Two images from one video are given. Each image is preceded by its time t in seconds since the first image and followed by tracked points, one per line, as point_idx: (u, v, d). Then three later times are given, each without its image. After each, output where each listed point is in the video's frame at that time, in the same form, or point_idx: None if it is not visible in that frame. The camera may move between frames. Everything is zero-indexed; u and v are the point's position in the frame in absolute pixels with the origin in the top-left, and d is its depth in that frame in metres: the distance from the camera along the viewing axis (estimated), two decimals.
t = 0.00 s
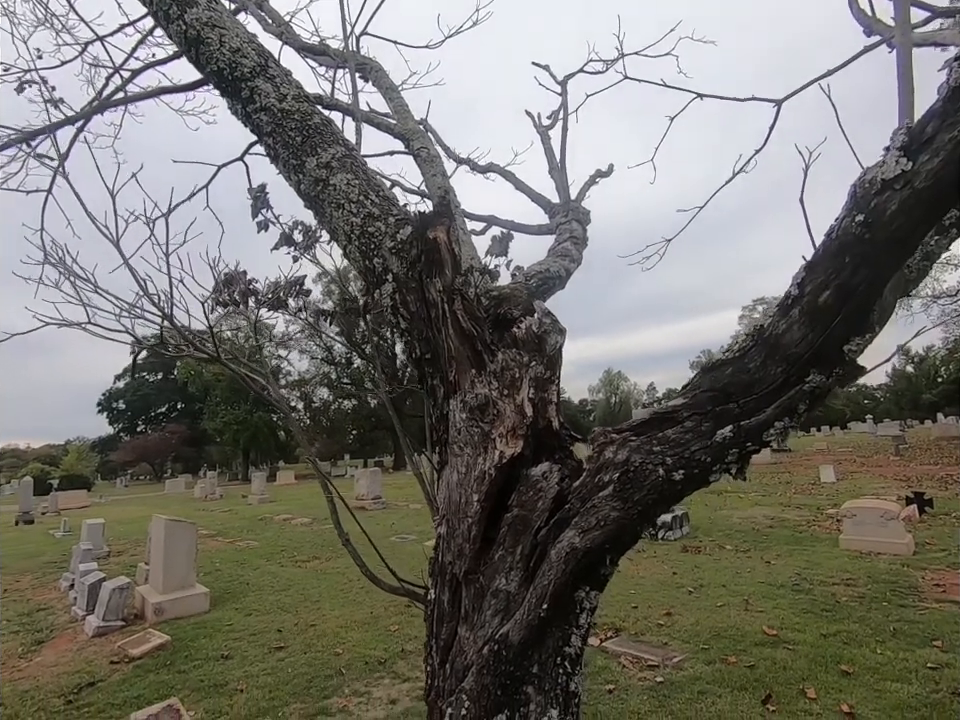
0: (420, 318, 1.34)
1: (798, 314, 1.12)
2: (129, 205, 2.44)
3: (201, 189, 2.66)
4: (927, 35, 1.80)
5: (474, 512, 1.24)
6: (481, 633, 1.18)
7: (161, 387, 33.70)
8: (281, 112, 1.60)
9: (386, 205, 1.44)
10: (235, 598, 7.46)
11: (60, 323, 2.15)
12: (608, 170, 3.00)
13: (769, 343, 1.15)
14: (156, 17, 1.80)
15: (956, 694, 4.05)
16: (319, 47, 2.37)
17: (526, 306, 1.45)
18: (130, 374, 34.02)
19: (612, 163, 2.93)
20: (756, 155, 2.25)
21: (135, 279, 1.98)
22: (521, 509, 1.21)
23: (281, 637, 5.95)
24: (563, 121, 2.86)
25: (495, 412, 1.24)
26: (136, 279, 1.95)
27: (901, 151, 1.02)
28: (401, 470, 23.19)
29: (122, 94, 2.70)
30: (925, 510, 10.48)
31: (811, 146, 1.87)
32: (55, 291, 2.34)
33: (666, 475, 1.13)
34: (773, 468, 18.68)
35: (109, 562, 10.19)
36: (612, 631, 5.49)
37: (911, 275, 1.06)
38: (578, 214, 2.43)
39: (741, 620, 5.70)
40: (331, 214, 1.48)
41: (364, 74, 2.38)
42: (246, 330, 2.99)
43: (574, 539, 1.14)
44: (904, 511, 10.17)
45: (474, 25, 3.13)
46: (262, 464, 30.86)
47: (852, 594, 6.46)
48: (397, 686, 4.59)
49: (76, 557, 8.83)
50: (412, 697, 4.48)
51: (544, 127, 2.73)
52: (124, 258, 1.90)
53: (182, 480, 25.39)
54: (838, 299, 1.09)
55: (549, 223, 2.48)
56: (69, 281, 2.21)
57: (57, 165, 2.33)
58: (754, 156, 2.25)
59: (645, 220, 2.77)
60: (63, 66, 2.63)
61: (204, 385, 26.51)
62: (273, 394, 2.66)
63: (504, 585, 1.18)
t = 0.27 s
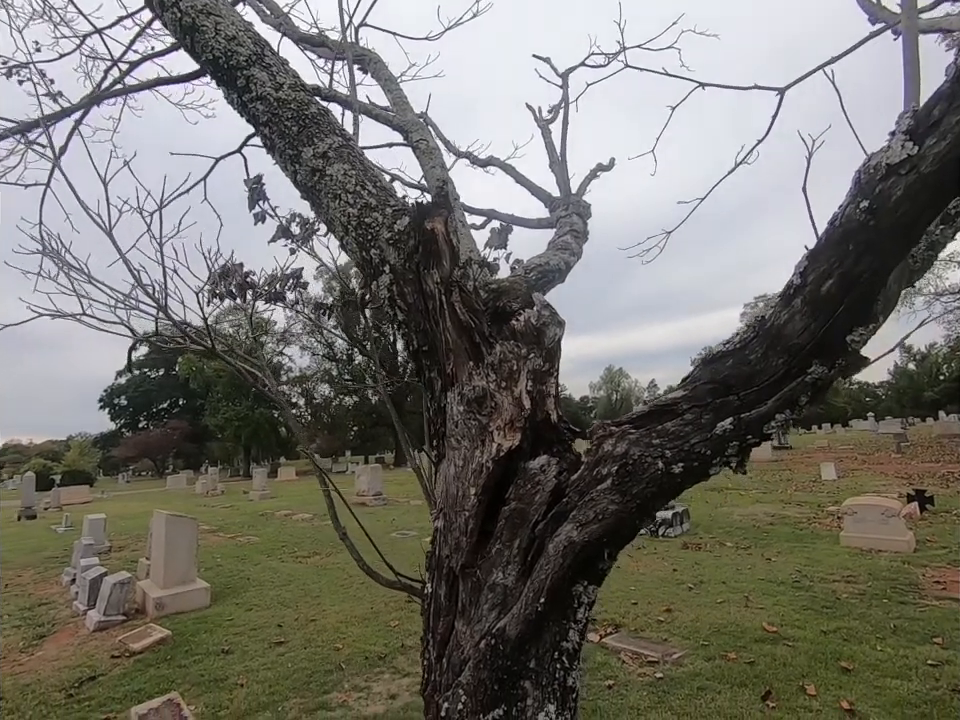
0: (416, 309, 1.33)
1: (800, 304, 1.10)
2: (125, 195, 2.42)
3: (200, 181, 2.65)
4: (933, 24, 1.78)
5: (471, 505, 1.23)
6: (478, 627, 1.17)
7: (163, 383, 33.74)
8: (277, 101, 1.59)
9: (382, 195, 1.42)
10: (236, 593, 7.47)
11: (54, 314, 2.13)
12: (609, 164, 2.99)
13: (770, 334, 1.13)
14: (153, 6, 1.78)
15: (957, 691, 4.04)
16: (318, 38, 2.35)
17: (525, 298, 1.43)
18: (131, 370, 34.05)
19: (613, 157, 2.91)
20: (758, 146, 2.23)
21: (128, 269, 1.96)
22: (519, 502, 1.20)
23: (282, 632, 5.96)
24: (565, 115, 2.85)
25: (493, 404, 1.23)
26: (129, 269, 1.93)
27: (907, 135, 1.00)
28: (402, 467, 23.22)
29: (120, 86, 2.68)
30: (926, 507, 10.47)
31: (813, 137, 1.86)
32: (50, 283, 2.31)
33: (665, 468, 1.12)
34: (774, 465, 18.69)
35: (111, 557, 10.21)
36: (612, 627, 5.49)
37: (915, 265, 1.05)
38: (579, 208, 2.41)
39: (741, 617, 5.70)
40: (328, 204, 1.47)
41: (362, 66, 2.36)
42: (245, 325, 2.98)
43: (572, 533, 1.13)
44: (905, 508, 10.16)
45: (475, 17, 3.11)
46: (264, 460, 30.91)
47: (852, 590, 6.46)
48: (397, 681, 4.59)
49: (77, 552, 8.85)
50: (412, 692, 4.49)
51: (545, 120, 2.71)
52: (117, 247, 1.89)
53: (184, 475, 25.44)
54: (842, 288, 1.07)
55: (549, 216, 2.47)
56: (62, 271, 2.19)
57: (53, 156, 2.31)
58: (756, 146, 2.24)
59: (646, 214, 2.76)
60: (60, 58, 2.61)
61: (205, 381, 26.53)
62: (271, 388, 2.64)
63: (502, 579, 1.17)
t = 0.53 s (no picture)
0: (412, 300, 1.30)
1: (801, 295, 1.08)
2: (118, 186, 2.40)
3: (196, 174, 2.63)
4: (937, 11, 1.75)
5: (466, 500, 1.22)
6: (473, 622, 1.16)
7: (162, 379, 33.74)
8: (272, 91, 1.58)
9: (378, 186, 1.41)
10: (235, 589, 7.47)
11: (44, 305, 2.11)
12: (609, 159, 2.97)
13: (770, 326, 1.12)
14: None
15: (954, 689, 4.04)
16: (315, 29, 2.33)
17: (522, 291, 1.42)
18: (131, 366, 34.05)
19: (613, 152, 2.89)
20: (759, 136, 2.20)
21: (119, 259, 1.94)
22: (515, 497, 1.18)
23: (280, 627, 5.96)
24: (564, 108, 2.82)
25: (489, 398, 1.22)
26: (118, 258, 1.91)
27: (911, 121, 0.98)
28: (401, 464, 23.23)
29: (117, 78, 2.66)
30: (925, 506, 10.47)
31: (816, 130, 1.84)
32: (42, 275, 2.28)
33: (662, 462, 1.11)
34: (773, 463, 18.73)
35: (110, 553, 10.21)
36: (610, 624, 5.48)
37: (919, 256, 1.03)
38: (578, 202, 2.39)
39: (739, 614, 5.70)
40: (324, 196, 1.47)
41: (360, 58, 2.35)
42: (241, 320, 2.96)
43: (568, 528, 1.12)
44: (903, 506, 10.17)
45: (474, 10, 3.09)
46: (263, 457, 30.93)
47: (850, 588, 6.46)
48: (394, 677, 4.59)
49: (76, 548, 8.85)
50: (410, 688, 4.48)
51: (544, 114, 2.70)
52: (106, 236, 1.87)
53: (184, 471, 25.45)
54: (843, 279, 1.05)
55: (548, 211, 2.45)
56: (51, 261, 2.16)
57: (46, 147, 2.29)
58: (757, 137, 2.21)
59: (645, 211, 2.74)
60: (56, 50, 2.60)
61: (204, 377, 26.51)
62: (267, 384, 2.61)
63: (497, 574, 1.16)
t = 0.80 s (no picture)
0: (407, 291, 1.29)
1: (802, 285, 1.07)
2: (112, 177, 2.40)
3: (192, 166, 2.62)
4: None
5: (461, 493, 1.21)
6: (468, 617, 1.15)
7: (162, 376, 33.73)
8: (267, 79, 1.57)
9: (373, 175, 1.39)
10: (233, 585, 7.46)
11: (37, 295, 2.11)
12: (609, 153, 2.95)
13: (771, 317, 1.10)
14: None
15: (951, 686, 4.04)
16: (312, 20, 2.31)
17: (519, 283, 1.41)
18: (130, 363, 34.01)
19: (613, 146, 2.88)
20: (760, 126, 2.18)
21: (111, 249, 1.93)
22: (511, 490, 1.17)
23: (278, 623, 5.95)
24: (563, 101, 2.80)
25: (486, 390, 1.21)
26: (110, 248, 1.90)
27: (916, 104, 0.97)
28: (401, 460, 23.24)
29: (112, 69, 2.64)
30: (923, 504, 10.48)
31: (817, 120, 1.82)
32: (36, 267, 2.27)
33: (661, 454, 1.09)
34: (772, 461, 18.75)
35: (109, 548, 10.21)
36: (608, 621, 5.48)
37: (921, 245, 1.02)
38: (577, 196, 2.37)
39: (736, 611, 5.70)
40: (319, 186, 1.46)
41: (358, 48, 2.33)
42: (239, 314, 2.95)
43: (564, 521, 1.10)
44: (902, 504, 10.18)
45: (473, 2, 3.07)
46: (262, 453, 30.93)
47: (848, 586, 6.46)
48: (392, 673, 4.59)
49: (74, 543, 8.85)
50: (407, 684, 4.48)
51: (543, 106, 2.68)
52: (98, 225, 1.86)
53: (183, 468, 25.45)
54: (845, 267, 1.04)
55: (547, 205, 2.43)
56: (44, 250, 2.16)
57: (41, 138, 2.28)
58: (757, 128, 2.19)
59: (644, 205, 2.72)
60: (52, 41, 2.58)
61: (203, 373, 26.50)
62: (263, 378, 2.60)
63: (492, 568, 1.15)
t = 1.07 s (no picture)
0: (403, 280, 1.28)
1: (805, 272, 1.06)
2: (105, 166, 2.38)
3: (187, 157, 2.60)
4: None
5: (458, 486, 1.19)
6: (464, 610, 1.14)
7: (160, 372, 33.72)
8: (261, 65, 1.55)
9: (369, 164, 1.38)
10: (230, 581, 7.45)
11: (27, 284, 2.09)
12: (608, 146, 2.94)
13: (773, 306, 1.09)
14: None
15: (948, 682, 4.05)
16: (307, 10, 2.29)
17: (517, 275, 1.39)
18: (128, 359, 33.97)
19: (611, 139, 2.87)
20: (761, 115, 2.18)
21: (102, 237, 1.91)
22: (508, 482, 1.16)
23: (275, 619, 5.94)
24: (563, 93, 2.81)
25: (482, 381, 1.19)
26: (101, 236, 1.88)
27: (925, 83, 0.95)
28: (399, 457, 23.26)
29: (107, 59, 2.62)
30: (920, 501, 10.50)
31: (819, 109, 1.81)
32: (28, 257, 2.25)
33: (660, 446, 1.08)
34: (769, 458, 18.79)
35: (106, 544, 10.19)
36: (605, 617, 5.49)
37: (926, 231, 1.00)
38: (576, 188, 2.36)
39: (734, 607, 5.71)
40: (315, 174, 1.45)
41: (355, 39, 2.31)
42: (235, 307, 2.93)
43: (562, 514, 1.09)
44: (899, 502, 10.20)
45: None
46: (260, 450, 30.93)
47: (845, 583, 6.47)
48: (390, 669, 4.58)
49: (71, 539, 8.83)
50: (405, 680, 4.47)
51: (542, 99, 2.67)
52: (89, 214, 1.84)
53: (181, 464, 25.42)
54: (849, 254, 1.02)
55: (546, 198, 2.42)
56: (35, 239, 2.13)
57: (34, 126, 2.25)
58: (758, 118, 2.18)
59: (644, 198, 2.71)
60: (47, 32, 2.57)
61: (201, 370, 26.46)
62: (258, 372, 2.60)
63: (489, 561, 1.13)
